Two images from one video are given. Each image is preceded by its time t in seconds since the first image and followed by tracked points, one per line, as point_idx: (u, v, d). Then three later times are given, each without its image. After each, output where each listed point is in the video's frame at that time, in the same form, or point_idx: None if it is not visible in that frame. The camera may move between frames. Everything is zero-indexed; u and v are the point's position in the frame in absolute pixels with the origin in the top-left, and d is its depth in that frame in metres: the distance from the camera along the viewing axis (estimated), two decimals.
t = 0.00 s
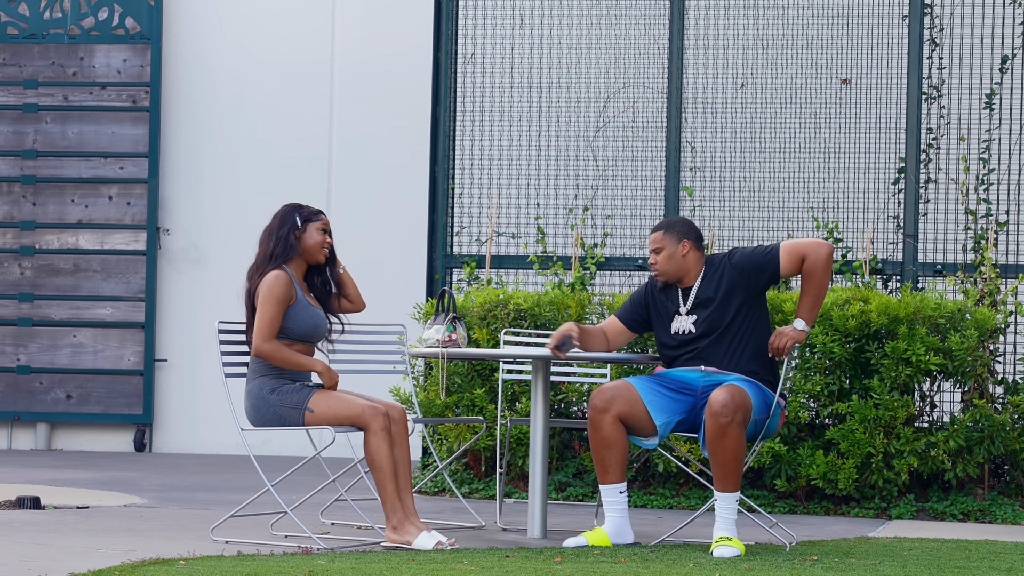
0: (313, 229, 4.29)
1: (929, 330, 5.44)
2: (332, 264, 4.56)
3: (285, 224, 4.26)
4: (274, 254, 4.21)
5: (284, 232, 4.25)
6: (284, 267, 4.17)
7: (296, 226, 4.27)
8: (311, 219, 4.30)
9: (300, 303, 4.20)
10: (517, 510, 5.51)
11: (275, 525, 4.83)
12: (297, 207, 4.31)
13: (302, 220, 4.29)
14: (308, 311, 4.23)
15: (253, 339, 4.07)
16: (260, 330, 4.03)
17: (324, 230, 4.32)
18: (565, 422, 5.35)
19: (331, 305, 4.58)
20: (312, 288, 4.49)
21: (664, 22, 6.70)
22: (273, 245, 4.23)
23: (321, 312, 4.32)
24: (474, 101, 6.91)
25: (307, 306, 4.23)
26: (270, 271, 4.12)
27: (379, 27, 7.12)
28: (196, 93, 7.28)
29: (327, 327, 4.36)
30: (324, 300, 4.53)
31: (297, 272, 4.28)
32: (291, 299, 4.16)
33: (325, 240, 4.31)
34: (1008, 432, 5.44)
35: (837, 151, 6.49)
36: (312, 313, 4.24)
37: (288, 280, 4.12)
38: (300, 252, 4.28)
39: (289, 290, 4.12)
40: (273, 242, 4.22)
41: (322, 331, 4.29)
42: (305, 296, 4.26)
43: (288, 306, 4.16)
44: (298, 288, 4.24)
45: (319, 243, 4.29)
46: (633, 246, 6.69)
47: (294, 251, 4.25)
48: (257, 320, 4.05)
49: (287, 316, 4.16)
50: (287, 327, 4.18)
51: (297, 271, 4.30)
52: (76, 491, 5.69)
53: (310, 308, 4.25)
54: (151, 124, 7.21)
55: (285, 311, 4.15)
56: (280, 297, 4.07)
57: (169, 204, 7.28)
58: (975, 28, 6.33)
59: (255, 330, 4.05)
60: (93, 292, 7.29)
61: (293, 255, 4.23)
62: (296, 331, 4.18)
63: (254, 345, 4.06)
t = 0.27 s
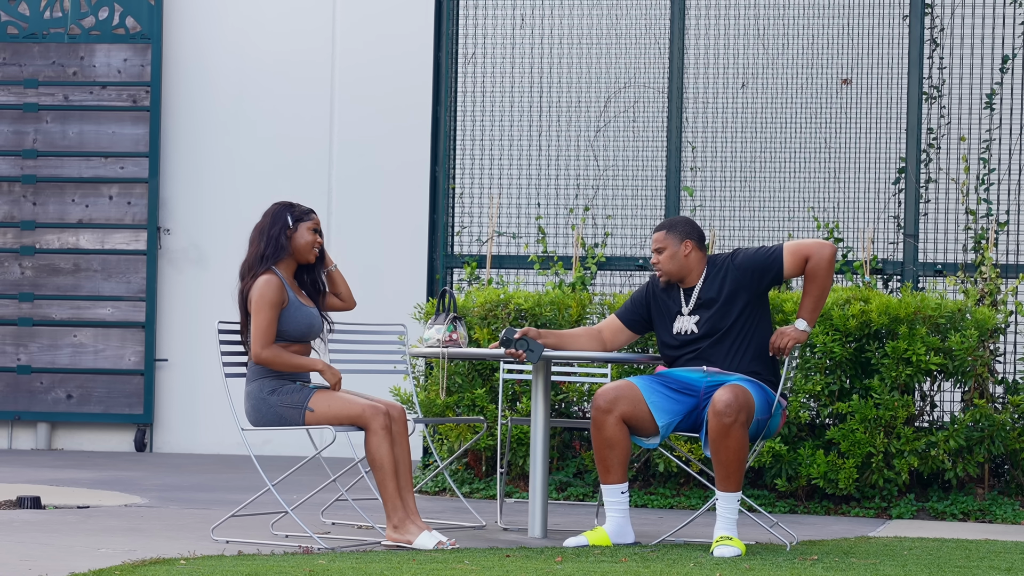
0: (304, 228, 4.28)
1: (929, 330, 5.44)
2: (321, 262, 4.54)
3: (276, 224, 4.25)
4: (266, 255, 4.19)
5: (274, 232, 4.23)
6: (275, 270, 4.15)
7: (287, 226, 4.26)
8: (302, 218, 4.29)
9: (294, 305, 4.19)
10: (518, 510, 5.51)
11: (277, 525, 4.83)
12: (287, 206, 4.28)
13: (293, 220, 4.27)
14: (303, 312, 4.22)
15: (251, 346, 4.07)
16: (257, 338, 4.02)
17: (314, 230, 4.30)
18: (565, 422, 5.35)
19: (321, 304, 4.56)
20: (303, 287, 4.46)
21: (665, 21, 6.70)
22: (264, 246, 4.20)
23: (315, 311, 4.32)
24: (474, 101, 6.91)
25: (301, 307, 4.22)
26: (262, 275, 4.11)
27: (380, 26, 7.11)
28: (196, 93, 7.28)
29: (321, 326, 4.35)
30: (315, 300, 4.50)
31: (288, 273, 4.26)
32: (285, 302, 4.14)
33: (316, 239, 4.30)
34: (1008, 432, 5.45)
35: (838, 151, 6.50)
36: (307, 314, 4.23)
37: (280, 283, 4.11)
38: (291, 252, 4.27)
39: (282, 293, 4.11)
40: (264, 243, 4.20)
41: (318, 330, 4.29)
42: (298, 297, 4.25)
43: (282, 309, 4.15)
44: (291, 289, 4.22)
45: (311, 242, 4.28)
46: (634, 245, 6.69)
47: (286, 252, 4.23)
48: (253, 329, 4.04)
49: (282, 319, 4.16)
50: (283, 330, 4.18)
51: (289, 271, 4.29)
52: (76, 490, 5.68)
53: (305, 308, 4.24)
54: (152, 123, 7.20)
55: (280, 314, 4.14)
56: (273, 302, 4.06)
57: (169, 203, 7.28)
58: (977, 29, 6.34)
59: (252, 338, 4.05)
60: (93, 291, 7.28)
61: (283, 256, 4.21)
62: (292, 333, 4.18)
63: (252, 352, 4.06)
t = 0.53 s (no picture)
0: (304, 227, 4.28)
1: (930, 329, 5.44)
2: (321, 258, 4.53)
3: (276, 223, 4.24)
4: (267, 255, 4.18)
5: (274, 232, 4.22)
6: (277, 269, 4.15)
7: (287, 225, 4.25)
8: (301, 216, 4.28)
9: (295, 303, 4.19)
10: (519, 508, 5.51)
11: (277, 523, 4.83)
12: (286, 204, 4.28)
13: (292, 219, 4.27)
14: (304, 310, 4.21)
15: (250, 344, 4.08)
16: (255, 336, 4.03)
17: (314, 228, 4.30)
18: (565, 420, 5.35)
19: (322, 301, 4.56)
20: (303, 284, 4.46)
21: (666, 20, 6.70)
22: (264, 246, 4.20)
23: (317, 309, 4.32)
24: (475, 99, 6.91)
25: (302, 306, 4.21)
26: (263, 275, 4.10)
27: (380, 25, 7.11)
28: (197, 91, 7.27)
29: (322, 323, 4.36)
30: (314, 297, 4.50)
31: (289, 272, 4.26)
32: (285, 301, 4.14)
33: (316, 237, 4.30)
34: (1008, 431, 5.44)
35: (838, 150, 6.50)
36: (308, 312, 4.23)
37: (281, 283, 4.11)
38: (292, 251, 4.27)
39: (283, 292, 4.11)
40: (264, 244, 4.20)
41: (318, 328, 4.29)
42: (300, 295, 4.24)
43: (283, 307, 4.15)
44: (293, 288, 4.22)
45: (311, 241, 4.28)
46: (634, 244, 6.69)
47: (287, 252, 4.23)
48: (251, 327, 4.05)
49: (282, 317, 4.16)
50: (283, 328, 4.18)
51: (290, 270, 4.29)
52: (77, 489, 5.68)
53: (306, 306, 4.24)
54: (152, 121, 7.20)
55: (280, 312, 4.14)
56: (273, 301, 4.06)
57: (170, 202, 7.28)
58: (978, 28, 6.34)
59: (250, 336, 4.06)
60: (94, 290, 7.28)
61: (284, 256, 4.21)
62: (292, 331, 4.18)
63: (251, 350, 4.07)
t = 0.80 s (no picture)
0: (305, 226, 4.27)
1: (931, 328, 5.44)
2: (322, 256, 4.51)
3: (278, 223, 4.24)
4: (269, 255, 4.18)
5: (275, 232, 4.22)
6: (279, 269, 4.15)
7: (288, 225, 4.25)
8: (302, 216, 4.27)
9: (297, 302, 4.19)
10: (519, 508, 5.51)
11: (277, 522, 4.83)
12: (286, 204, 4.27)
13: (294, 219, 4.26)
14: (305, 309, 4.22)
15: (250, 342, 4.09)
16: (254, 334, 4.03)
17: (315, 228, 4.29)
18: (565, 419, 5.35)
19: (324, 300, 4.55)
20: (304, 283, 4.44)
21: (666, 19, 6.70)
22: (266, 247, 4.19)
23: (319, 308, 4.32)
24: (475, 98, 6.90)
25: (303, 305, 4.21)
26: (264, 274, 4.10)
27: (381, 24, 7.11)
28: (197, 90, 7.27)
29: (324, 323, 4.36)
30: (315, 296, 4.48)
31: (291, 272, 4.25)
32: (287, 300, 4.14)
33: (319, 237, 4.29)
34: (1008, 430, 5.44)
35: (838, 149, 6.50)
36: (309, 311, 4.23)
37: (282, 282, 4.11)
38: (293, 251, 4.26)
39: (285, 291, 4.11)
40: (265, 244, 4.19)
41: (319, 328, 4.29)
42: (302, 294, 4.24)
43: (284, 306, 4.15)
44: (295, 287, 4.22)
45: (314, 240, 4.27)
46: (635, 243, 6.69)
47: (288, 252, 4.22)
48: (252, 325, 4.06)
49: (284, 316, 4.16)
50: (284, 327, 4.17)
51: (292, 270, 4.28)
52: (77, 488, 5.68)
53: (308, 306, 4.24)
54: (152, 121, 7.20)
55: (282, 311, 4.14)
56: (274, 299, 4.06)
57: (171, 201, 7.28)
58: (978, 27, 6.34)
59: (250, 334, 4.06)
60: (95, 289, 7.28)
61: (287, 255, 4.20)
62: (293, 331, 4.18)
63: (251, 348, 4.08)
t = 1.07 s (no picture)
0: (309, 233, 4.24)
1: (930, 324, 5.44)
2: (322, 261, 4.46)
3: (285, 221, 4.21)
4: (267, 252, 4.17)
5: (280, 229, 4.19)
6: (275, 267, 4.14)
7: (294, 226, 4.22)
8: (310, 222, 4.24)
9: (295, 299, 4.19)
10: (520, 505, 5.52)
11: (278, 520, 4.83)
12: (299, 205, 4.24)
13: (300, 221, 4.23)
14: (304, 306, 4.21)
15: (251, 339, 4.09)
16: (257, 332, 4.05)
17: (318, 236, 4.26)
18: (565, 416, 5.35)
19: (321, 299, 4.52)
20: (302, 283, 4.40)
21: (666, 16, 6.71)
22: (266, 241, 4.19)
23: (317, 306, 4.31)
24: (474, 96, 6.90)
25: (302, 302, 4.21)
26: (262, 271, 4.10)
27: (380, 22, 7.12)
28: (197, 89, 7.28)
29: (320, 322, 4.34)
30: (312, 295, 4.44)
31: (286, 271, 4.24)
32: (285, 296, 4.14)
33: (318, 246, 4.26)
34: (1009, 426, 5.44)
35: (838, 145, 6.50)
36: (307, 308, 4.23)
37: (279, 280, 4.10)
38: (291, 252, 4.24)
39: (282, 288, 4.11)
40: (267, 239, 4.18)
41: (318, 324, 4.29)
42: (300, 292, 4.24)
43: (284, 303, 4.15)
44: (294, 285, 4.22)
45: (311, 248, 4.24)
46: (634, 240, 6.70)
47: (286, 253, 4.20)
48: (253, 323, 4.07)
49: (283, 313, 4.16)
50: (283, 323, 4.18)
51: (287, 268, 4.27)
52: (78, 486, 5.68)
53: (306, 303, 4.23)
54: (152, 119, 7.20)
55: (280, 307, 4.14)
56: (274, 296, 4.07)
57: (170, 199, 7.28)
58: (977, 23, 6.34)
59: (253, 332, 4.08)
60: (95, 288, 7.28)
61: (282, 256, 4.18)
62: (292, 327, 4.19)
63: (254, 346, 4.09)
